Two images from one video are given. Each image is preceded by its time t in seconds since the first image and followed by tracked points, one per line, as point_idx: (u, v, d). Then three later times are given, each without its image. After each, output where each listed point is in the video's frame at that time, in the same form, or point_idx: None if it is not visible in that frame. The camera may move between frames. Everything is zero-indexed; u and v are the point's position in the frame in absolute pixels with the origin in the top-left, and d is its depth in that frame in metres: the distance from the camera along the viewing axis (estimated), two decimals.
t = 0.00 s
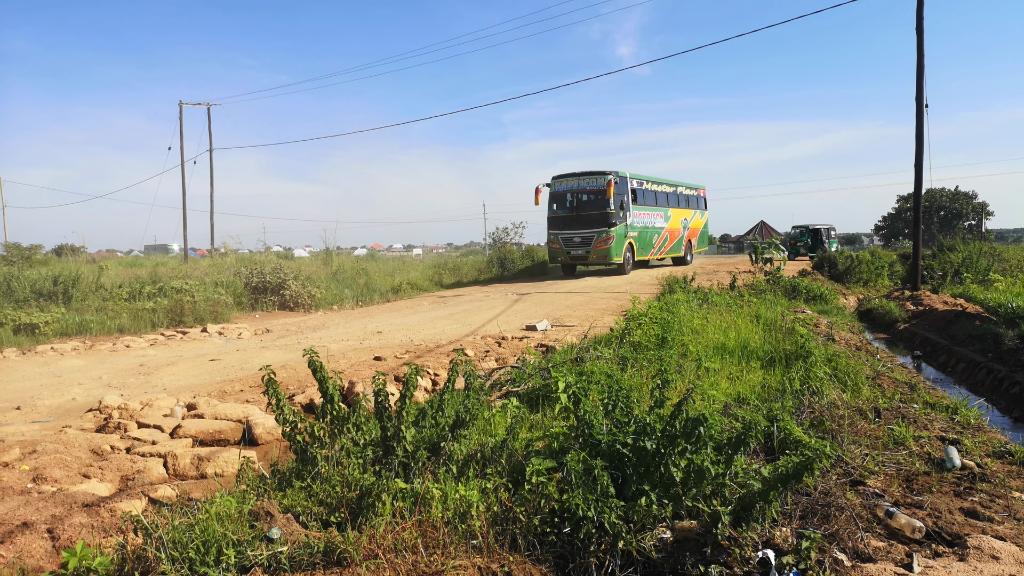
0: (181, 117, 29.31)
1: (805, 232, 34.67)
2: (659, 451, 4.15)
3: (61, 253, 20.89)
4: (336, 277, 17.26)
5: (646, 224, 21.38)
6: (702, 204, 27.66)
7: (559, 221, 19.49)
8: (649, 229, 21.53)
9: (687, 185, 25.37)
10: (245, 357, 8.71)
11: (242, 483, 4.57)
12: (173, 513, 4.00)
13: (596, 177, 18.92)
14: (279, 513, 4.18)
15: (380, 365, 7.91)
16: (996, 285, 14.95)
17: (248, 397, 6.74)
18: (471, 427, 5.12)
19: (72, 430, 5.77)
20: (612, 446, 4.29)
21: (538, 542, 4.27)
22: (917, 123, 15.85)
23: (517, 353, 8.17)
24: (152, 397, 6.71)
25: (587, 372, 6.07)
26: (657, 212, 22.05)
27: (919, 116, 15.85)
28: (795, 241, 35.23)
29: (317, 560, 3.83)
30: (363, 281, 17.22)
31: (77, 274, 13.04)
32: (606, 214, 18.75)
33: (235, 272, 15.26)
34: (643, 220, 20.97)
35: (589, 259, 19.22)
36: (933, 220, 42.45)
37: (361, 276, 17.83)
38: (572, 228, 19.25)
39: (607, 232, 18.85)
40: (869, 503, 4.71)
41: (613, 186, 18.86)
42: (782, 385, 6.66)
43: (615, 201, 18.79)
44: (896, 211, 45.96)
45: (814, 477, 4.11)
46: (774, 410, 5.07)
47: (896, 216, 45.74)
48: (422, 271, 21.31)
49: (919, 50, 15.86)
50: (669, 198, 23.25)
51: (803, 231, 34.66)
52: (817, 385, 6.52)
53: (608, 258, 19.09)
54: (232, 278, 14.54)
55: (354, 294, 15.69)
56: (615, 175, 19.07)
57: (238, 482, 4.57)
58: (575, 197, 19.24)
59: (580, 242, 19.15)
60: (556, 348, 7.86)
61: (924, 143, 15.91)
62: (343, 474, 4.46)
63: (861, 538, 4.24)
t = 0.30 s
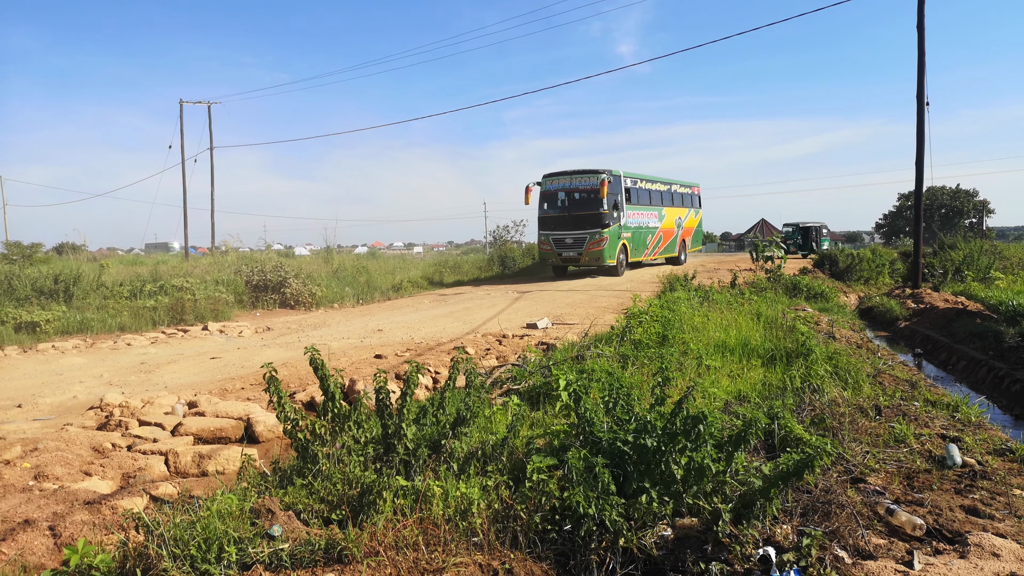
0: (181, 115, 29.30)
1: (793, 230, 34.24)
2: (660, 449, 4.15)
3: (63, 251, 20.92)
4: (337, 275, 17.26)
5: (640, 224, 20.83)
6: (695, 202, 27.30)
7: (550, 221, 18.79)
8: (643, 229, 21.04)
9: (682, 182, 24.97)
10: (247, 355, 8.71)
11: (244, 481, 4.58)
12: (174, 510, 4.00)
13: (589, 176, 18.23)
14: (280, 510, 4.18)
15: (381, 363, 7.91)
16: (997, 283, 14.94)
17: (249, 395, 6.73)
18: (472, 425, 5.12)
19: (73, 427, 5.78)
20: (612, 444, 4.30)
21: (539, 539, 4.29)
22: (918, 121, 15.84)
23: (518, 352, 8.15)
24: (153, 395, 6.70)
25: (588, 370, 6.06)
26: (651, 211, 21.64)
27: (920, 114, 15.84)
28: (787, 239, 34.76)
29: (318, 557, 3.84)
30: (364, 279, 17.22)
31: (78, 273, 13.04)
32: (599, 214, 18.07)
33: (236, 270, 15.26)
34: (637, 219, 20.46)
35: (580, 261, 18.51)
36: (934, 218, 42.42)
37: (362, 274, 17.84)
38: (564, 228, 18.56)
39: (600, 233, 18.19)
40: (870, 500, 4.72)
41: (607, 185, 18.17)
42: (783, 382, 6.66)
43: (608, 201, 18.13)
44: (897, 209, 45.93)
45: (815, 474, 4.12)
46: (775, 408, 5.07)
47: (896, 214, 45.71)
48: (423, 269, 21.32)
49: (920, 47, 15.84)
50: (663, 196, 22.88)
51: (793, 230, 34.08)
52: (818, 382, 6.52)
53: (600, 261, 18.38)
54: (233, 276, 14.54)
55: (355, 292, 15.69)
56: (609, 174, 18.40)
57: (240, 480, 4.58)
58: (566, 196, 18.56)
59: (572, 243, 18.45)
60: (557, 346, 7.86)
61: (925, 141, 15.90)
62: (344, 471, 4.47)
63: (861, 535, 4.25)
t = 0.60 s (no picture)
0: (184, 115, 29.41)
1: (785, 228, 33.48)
2: (661, 449, 4.15)
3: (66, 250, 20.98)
4: (339, 274, 17.28)
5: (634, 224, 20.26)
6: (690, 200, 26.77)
7: (541, 222, 18.17)
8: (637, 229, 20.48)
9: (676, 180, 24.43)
10: (249, 354, 8.72)
11: (246, 479, 4.59)
12: (176, 509, 4.01)
13: (581, 174, 17.62)
14: (282, 509, 4.19)
15: (383, 362, 7.92)
16: (999, 282, 14.92)
17: (251, 393, 6.74)
18: (474, 424, 5.12)
19: (76, 426, 5.79)
20: (614, 444, 4.30)
21: (541, 539, 4.28)
22: (921, 120, 15.81)
23: (520, 351, 8.16)
24: (155, 394, 6.72)
25: (590, 370, 6.06)
26: (645, 209, 21.12)
27: (923, 114, 15.81)
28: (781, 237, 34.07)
29: (320, 556, 3.84)
30: (366, 278, 17.23)
31: (81, 271, 13.07)
32: (591, 213, 17.45)
33: (238, 269, 15.27)
34: (631, 219, 19.90)
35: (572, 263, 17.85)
36: (937, 218, 42.35)
37: (364, 273, 17.85)
38: (555, 228, 17.92)
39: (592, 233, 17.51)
40: (872, 500, 4.71)
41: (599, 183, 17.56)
42: (786, 381, 6.65)
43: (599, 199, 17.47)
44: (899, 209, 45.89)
45: (816, 474, 4.11)
46: (777, 407, 5.07)
47: (899, 214, 45.72)
48: (425, 269, 21.33)
49: (923, 47, 15.81)
50: (657, 195, 22.39)
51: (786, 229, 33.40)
52: (820, 382, 6.52)
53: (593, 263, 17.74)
54: (235, 275, 14.55)
55: (356, 291, 15.70)
56: (601, 171, 17.82)
57: (242, 478, 4.59)
58: (556, 196, 17.91)
59: (563, 244, 17.79)
60: (559, 345, 7.85)
61: (928, 141, 15.86)
62: (346, 470, 4.47)
63: (863, 535, 4.25)
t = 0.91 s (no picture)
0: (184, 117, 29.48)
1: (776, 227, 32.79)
2: (661, 450, 4.15)
3: (66, 253, 21.01)
4: (338, 276, 17.27)
5: (624, 226, 19.72)
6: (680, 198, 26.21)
7: (527, 226, 17.52)
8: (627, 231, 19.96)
9: (666, 178, 23.91)
10: (248, 356, 8.72)
11: (246, 482, 4.59)
12: (176, 512, 4.01)
13: (567, 175, 16.99)
14: (282, 512, 4.18)
15: (383, 364, 7.92)
16: (999, 283, 14.93)
17: (250, 396, 6.74)
18: (474, 427, 5.13)
19: (75, 429, 5.78)
20: (614, 445, 4.30)
21: (541, 541, 4.28)
22: (919, 120, 15.83)
23: (520, 353, 8.17)
24: (155, 397, 6.71)
25: (590, 372, 6.06)
26: (634, 210, 20.51)
27: (922, 114, 15.83)
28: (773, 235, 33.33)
29: (320, 558, 3.84)
30: (366, 280, 17.22)
31: (81, 274, 13.07)
32: (580, 216, 16.86)
33: (237, 272, 15.27)
34: (621, 220, 19.37)
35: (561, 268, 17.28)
36: (936, 218, 42.38)
37: (363, 275, 17.85)
38: (542, 233, 17.30)
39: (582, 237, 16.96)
40: (872, 501, 4.71)
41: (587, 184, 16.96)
42: (785, 383, 6.65)
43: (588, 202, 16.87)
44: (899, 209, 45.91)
45: (816, 476, 4.12)
46: (777, 408, 5.08)
47: (898, 214, 45.76)
48: (424, 270, 21.34)
49: (921, 47, 15.83)
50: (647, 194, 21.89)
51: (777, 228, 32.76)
52: (820, 383, 6.52)
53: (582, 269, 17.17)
54: (234, 277, 14.55)
55: (356, 293, 15.70)
56: (588, 172, 17.23)
57: (242, 481, 4.60)
58: (543, 198, 17.29)
59: (551, 249, 17.19)
60: (558, 347, 7.85)
61: (927, 141, 15.88)
62: (346, 473, 4.47)
63: (863, 536, 4.25)
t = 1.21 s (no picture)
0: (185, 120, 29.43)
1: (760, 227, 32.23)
2: (662, 452, 4.14)
3: (67, 255, 21.05)
4: (339, 278, 17.28)
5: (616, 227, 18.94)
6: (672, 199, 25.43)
7: (514, 229, 16.76)
8: (619, 232, 19.21)
9: (658, 178, 23.20)
10: (249, 358, 8.73)
11: (247, 484, 4.60)
12: (177, 514, 4.01)
13: (556, 175, 16.27)
14: (283, 514, 4.19)
15: (384, 366, 7.92)
16: (1001, 283, 14.91)
17: (252, 398, 6.74)
18: (475, 428, 5.13)
19: (76, 431, 5.78)
20: (615, 447, 4.29)
21: (542, 542, 4.27)
22: (920, 121, 15.83)
23: (521, 354, 8.17)
24: (156, 399, 6.72)
25: (591, 373, 6.07)
26: (627, 211, 19.79)
27: (923, 114, 15.83)
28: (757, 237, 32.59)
29: (322, 561, 3.84)
30: (367, 282, 17.23)
31: (82, 276, 13.08)
32: (569, 218, 16.12)
33: (238, 274, 15.28)
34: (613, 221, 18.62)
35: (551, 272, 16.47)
36: (937, 219, 42.37)
37: (365, 277, 17.86)
38: (530, 235, 16.53)
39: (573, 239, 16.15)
40: (874, 502, 4.71)
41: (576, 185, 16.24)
42: (786, 384, 6.65)
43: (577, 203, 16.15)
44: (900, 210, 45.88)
45: (818, 477, 4.12)
46: (778, 410, 5.08)
47: (900, 215, 45.74)
48: (426, 272, 21.35)
49: (922, 48, 15.84)
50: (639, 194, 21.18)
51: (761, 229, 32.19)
52: (821, 384, 6.52)
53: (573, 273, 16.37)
54: (235, 279, 14.55)
55: (357, 295, 15.71)
56: (577, 171, 16.53)
57: (243, 483, 4.60)
58: (530, 199, 16.52)
59: (540, 252, 16.39)
60: (559, 349, 7.85)
61: (928, 142, 15.88)
62: (348, 475, 4.48)
63: (865, 538, 4.24)
